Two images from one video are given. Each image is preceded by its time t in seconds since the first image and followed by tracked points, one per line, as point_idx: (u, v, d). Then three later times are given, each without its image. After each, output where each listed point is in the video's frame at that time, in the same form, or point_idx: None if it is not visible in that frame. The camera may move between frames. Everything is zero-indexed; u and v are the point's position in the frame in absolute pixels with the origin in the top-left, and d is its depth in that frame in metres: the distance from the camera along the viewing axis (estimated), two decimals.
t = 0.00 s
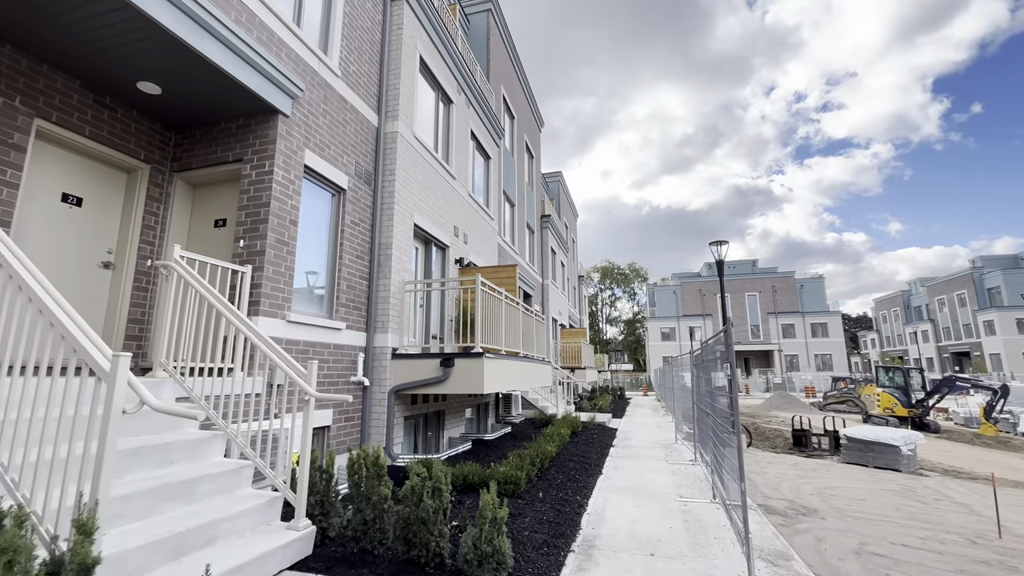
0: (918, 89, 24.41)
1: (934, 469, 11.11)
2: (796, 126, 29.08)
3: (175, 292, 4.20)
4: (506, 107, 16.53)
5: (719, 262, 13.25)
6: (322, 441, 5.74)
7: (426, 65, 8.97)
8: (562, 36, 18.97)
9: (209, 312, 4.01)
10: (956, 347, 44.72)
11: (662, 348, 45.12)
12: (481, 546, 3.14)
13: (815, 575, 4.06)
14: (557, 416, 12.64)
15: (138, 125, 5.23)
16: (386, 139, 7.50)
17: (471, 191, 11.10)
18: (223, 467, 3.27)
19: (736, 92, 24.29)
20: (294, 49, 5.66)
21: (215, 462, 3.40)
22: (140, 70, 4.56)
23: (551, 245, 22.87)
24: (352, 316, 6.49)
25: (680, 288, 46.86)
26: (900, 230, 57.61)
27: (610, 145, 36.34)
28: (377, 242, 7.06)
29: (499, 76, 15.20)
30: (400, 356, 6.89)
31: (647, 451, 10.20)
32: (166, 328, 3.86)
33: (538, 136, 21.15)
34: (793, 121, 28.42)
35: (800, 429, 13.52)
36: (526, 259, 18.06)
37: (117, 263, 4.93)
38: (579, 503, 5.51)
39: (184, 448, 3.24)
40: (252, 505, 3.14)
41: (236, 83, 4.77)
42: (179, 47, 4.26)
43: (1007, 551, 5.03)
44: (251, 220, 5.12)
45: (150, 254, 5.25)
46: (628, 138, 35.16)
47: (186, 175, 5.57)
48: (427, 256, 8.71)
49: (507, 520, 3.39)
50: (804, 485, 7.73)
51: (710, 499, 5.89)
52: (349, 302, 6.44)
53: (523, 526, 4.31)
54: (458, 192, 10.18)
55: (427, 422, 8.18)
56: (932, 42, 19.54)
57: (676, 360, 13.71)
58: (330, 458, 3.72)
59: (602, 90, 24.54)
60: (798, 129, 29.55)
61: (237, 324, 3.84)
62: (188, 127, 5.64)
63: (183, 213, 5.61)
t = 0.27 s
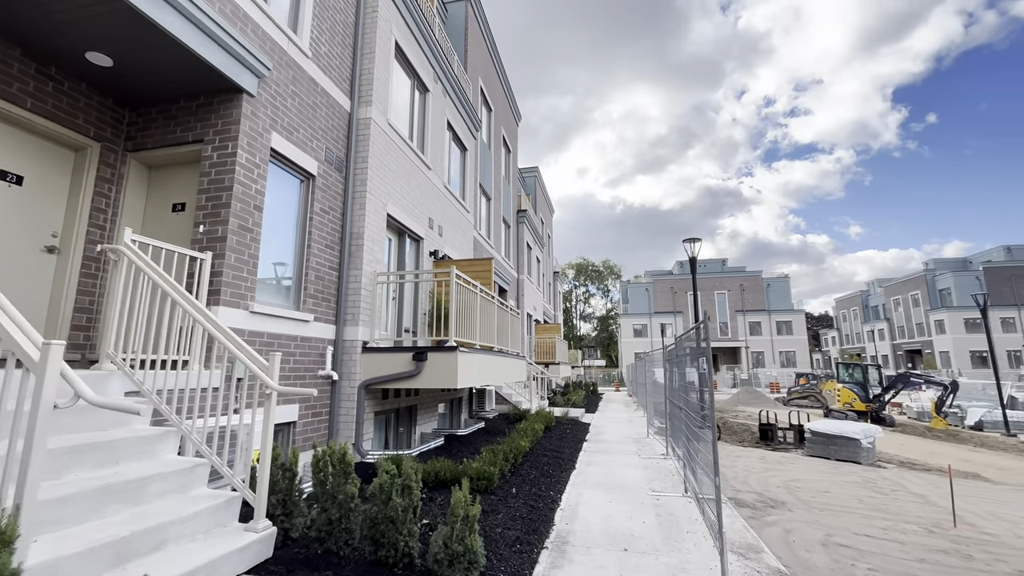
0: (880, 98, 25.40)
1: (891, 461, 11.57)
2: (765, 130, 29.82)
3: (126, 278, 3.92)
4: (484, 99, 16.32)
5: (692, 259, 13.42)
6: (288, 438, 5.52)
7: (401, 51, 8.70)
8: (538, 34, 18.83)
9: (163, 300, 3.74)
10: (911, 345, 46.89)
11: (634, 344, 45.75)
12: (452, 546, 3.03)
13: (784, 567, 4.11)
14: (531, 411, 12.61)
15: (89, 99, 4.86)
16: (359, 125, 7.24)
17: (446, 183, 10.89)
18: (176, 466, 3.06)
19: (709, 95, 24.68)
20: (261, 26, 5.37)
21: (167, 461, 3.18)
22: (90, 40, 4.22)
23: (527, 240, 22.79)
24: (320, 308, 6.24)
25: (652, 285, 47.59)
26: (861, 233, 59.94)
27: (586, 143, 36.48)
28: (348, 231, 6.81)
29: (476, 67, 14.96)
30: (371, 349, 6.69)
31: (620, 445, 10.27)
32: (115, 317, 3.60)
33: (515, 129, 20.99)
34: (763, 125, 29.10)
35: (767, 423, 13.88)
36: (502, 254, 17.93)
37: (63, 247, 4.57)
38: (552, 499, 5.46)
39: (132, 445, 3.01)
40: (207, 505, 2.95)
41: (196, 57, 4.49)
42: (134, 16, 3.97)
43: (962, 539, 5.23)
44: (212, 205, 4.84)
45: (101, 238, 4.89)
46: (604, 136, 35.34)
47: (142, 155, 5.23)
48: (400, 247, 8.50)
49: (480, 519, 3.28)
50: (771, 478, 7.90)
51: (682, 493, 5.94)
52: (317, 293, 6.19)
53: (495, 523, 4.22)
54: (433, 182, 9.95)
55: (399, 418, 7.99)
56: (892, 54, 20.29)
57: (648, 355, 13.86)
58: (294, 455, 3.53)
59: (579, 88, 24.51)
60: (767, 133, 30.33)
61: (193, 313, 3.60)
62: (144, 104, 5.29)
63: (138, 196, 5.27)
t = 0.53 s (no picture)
0: (839, 105, 26.35)
1: (847, 454, 12.02)
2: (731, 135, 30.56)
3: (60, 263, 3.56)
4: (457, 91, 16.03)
5: (662, 256, 13.56)
6: (245, 436, 5.21)
7: (372, 34, 8.38)
8: (512, 28, 18.62)
9: (102, 289, 3.42)
10: (863, 342, 49.17)
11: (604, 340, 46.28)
12: (418, 550, 2.87)
13: (752, 562, 4.13)
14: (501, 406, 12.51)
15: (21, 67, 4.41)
16: (326, 109, 6.91)
17: (417, 173, 10.61)
18: (112, 471, 2.79)
19: (679, 96, 25.01)
20: None
21: (103, 465, 2.89)
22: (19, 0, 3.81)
23: (499, 235, 22.60)
24: (281, 300, 5.93)
25: (622, 282, 48.23)
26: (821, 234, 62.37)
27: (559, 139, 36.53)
28: (312, 220, 6.50)
29: (450, 57, 14.65)
30: (335, 343, 6.42)
31: (589, 441, 10.30)
32: (46, 307, 3.26)
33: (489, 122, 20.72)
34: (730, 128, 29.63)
35: (731, 418, 14.22)
36: (474, 248, 17.72)
37: None
38: (522, 496, 5.36)
39: (61, 449, 2.72)
40: (148, 513, 2.70)
41: (144, 26, 4.13)
42: None
43: (916, 529, 5.42)
44: (162, 188, 4.49)
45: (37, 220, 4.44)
46: (577, 132, 35.43)
47: (83, 131, 4.81)
48: (368, 238, 8.21)
49: (448, 520, 3.14)
50: (737, 472, 8.05)
51: (651, 489, 5.94)
52: (278, 284, 5.87)
53: (464, 523, 4.08)
54: (404, 172, 9.67)
55: (365, 414, 7.73)
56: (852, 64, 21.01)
57: (618, 351, 13.97)
58: (248, 457, 3.29)
59: (553, 84, 24.38)
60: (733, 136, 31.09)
61: (137, 304, 3.26)
62: (86, 76, 4.86)
63: (79, 175, 4.84)
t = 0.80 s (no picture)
0: (799, 112, 27.30)
1: (801, 446, 12.48)
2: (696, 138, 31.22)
3: None
4: (427, 79, 15.65)
5: (630, 252, 13.66)
6: (192, 435, 4.87)
7: (337, 13, 7.99)
8: (483, 21, 18.33)
9: (22, 274, 3.06)
10: (816, 340, 51.49)
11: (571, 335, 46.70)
12: (376, 557, 2.70)
13: (715, 557, 4.15)
14: (468, 401, 12.36)
15: None
16: (286, 89, 6.53)
17: (384, 162, 10.25)
18: (29, 477, 2.49)
19: (649, 96, 25.31)
20: None
21: (18, 470, 2.59)
22: None
23: (469, 228, 22.33)
24: (235, 290, 5.57)
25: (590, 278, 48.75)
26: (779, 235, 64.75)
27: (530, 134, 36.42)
28: (270, 205, 6.14)
29: (420, 45, 14.26)
30: (293, 336, 6.11)
31: (556, 436, 10.29)
32: None
33: (459, 113, 20.34)
34: (696, 130, 30.21)
35: (693, 412, 14.54)
36: (442, 240, 17.42)
37: None
38: (488, 494, 5.24)
39: None
40: (70, 523, 2.42)
41: None
42: None
43: (868, 520, 5.61)
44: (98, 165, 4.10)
45: None
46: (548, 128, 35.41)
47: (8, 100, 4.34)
48: (331, 227, 7.87)
49: (410, 523, 2.98)
50: (699, 466, 8.18)
51: (617, 484, 5.94)
52: (231, 273, 5.51)
53: (426, 523, 3.93)
54: (369, 160, 9.31)
55: (325, 410, 7.43)
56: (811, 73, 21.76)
57: (585, 346, 14.04)
58: (189, 459, 3.02)
59: (524, 80, 24.20)
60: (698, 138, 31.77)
61: (62, 291, 2.91)
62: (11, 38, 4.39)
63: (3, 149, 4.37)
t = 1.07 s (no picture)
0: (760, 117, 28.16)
1: (757, 439, 12.93)
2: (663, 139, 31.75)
3: None
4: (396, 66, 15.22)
5: (598, 249, 13.74)
6: (133, 434, 4.55)
7: None
8: (453, 15, 17.97)
9: None
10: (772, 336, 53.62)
11: (538, 330, 46.86)
12: (330, 562, 2.55)
13: (677, 551, 4.19)
14: (433, 396, 12.18)
15: None
16: (242, 67, 6.16)
17: (349, 149, 9.89)
18: None
19: (618, 95, 25.55)
20: None
21: None
22: None
23: (437, 220, 21.98)
24: (183, 278, 5.22)
25: (558, 274, 49.05)
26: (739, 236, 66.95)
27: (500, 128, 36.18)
28: (224, 190, 5.79)
29: (389, 31, 13.84)
30: (248, 329, 5.80)
31: (522, 431, 10.26)
32: None
33: (428, 103, 19.92)
34: (662, 132, 30.83)
35: (656, 407, 14.83)
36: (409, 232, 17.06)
37: None
38: (451, 492, 5.13)
39: None
40: None
41: None
42: None
43: (821, 511, 5.82)
44: (25, 138, 3.72)
45: None
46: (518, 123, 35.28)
47: None
48: (291, 215, 7.53)
49: (367, 526, 2.84)
50: (662, 460, 8.32)
51: (582, 479, 5.94)
52: (179, 261, 5.15)
53: (386, 524, 3.79)
54: (333, 146, 8.94)
55: (283, 405, 7.13)
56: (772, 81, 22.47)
57: (552, 342, 14.08)
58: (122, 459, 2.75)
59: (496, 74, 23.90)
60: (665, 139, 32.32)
61: None
62: None
63: None
